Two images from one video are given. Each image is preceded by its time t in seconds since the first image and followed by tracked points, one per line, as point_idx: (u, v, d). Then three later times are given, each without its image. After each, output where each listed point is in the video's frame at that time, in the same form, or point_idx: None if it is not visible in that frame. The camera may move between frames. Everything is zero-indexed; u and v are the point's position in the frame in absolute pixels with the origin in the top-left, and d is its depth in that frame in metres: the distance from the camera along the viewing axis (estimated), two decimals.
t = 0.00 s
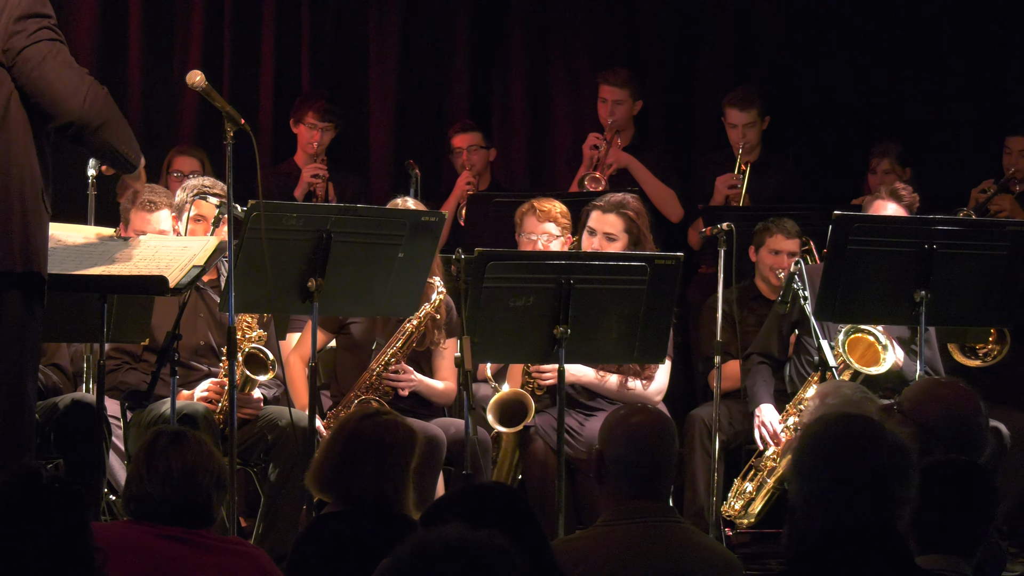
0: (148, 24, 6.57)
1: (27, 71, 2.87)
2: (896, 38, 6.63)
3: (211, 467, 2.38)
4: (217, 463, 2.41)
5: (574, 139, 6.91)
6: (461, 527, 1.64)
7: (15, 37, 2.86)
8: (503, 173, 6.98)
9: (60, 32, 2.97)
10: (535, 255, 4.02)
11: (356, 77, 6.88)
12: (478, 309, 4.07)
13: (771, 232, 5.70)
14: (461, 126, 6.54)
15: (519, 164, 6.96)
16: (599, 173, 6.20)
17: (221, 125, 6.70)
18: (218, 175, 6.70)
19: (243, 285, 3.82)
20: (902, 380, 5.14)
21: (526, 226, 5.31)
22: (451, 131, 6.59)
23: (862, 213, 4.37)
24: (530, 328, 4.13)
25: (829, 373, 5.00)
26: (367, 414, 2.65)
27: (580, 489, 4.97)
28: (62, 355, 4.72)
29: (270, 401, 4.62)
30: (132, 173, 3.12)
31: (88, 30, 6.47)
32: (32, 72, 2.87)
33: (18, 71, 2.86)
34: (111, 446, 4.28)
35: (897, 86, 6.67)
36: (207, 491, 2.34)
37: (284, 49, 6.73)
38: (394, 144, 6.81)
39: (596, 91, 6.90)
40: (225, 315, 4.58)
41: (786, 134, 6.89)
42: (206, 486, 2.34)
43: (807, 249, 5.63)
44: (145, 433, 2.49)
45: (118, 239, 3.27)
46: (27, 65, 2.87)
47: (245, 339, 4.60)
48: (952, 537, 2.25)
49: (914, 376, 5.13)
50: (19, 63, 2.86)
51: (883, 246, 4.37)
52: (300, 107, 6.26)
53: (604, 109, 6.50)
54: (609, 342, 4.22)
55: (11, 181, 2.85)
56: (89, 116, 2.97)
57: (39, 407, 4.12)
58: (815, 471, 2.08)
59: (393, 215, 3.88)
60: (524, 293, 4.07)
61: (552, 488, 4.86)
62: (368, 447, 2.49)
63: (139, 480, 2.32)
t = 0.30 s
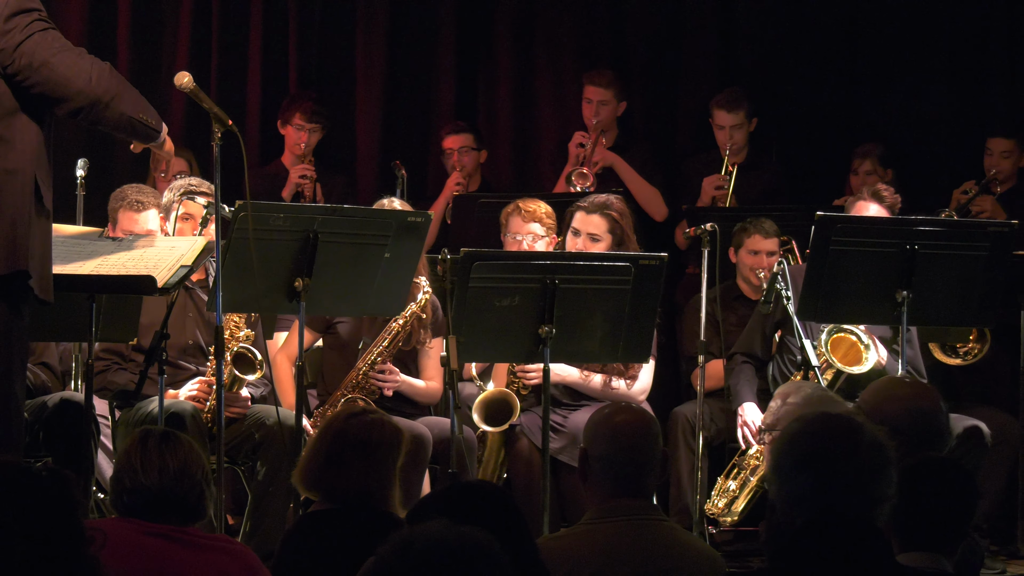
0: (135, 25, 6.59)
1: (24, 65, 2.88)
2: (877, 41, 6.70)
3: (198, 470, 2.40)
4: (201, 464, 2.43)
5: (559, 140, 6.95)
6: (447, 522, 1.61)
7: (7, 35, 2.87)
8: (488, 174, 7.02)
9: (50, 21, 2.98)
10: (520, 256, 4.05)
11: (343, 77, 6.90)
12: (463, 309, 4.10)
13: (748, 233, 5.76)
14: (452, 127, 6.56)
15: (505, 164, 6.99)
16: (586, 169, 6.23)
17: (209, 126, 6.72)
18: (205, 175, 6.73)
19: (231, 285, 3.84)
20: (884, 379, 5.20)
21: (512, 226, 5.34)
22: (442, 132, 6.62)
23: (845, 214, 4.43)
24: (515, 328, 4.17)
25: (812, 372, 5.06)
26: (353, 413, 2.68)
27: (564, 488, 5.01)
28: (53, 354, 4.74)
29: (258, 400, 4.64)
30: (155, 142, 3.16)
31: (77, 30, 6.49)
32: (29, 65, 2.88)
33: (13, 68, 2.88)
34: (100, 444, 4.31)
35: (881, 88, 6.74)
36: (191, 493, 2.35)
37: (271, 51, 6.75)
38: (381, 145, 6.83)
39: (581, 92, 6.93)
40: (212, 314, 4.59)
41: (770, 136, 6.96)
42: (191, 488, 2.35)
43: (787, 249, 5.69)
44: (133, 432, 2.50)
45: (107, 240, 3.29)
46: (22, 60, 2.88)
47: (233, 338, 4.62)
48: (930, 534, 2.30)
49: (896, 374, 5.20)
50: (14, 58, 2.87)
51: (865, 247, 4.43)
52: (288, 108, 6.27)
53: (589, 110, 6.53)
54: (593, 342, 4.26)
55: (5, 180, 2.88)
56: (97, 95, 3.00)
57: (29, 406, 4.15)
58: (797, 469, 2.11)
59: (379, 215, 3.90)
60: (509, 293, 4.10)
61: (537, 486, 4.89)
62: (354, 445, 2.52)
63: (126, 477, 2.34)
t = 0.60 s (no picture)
0: (121, 25, 6.59)
1: (12, 69, 2.90)
2: (858, 43, 6.77)
3: (183, 469, 2.42)
4: (184, 462, 2.44)
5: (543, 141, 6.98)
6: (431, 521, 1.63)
7: None
8: (471, 175, 7.05)
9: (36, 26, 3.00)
10: (503, 256, 4.08)
11: (327, 78, 6.91)
12: (446, 309, 4.13)
13: (729, 233, 5.81)
14: (438, 128, 6.58)
15: (489, 165, 7.01)
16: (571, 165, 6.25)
17: (194, 126, 6.73)
18: (190, 175, 6.73)
19: (216, 285, 3.85)
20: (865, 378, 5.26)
21: (495, 226, 5.37)
22: (428, 132, 6.64)
23: (826, 214, 4.48)
24: (498, 328, 4.20)
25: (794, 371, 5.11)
26: (338, 411, 2.70)
27: (547, 486, 5.04)
28: (39, 353, 4.75)
29: (243, 399, 4.65)
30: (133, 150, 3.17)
31: (62, 30, 6.48)
32: (17, 69, 2.90)
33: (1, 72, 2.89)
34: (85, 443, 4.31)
35: (862, 90, 6.80)
36: (177, 492, 2.37)
37: (256, 51, 6.76)
38: (365, 145, 6.85)
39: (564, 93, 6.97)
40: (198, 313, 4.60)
41: (752, 137, 7.01)
42: (176, 487, 2.37)
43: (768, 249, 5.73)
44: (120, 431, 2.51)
45: (93, 240, 3.32)
46: (10, 64, 2.90)
47: (218, 338, 4.63)
48: (912, 534, 2.31)
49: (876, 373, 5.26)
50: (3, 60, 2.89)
51: (845, 247, 4.48)
52: (274, 109, 6.28)
53: (571, 111, 6.57)
54: (576, 341, 4.29)
55: None
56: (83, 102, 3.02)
57: (15, 405, 4.16)
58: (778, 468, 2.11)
59: (363, 215, 3.92)
60: (493, 293, 4.13)
61: (520, 484, 4.93)
62: (339, 444, 2.54)
63: (113, 476, 2.36)
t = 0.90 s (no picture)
0: (105, 26, 6.60)
1: None
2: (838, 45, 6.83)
3: (166, 467, 2.43)
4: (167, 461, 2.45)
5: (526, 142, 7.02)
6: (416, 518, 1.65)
7: None
8: (455, 175, 7.07)
9: None
10: (486, 256, 4.11)
11: (311, 78, 6.93)
12: (430, 308, 4.15)
13: (712, 233, 5.85)
14: (418, 127, 6.60)
15: (472, 165, 7.04)
16: (552, 164, 6.29)
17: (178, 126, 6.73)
18: (175, 176, 6.73)
19: (201, 285, 3.87)
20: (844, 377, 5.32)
21: (478, 226, 5.39)
22: (408, 132, 6.66)
23: (806, 214, 4.53)
24: (481, 327, 4.23)
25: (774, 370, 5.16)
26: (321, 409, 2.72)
27: (530, 485, 5.07)
28: (24, 352, 4.74)
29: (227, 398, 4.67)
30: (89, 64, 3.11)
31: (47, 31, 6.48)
32: None
33: None
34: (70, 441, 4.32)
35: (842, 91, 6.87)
36: (161, 490, 2.39)
37: (241, 51, 6.77)
38: (349, 145, 6.86)
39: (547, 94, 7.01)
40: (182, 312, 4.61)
41: (733, 138, 7.07)
42: (160, 484, 2.38)
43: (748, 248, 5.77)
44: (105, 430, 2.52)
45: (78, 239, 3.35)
46: None
47: (202, 336, 4.65)
48: (891, 532, 2.36)
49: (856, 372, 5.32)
50: None
51: (824, 246, 4.54)
52: (260, 109, 6.29)
53: (554, 112, 6.59)
54: (558, 340, 4.32)
55: None
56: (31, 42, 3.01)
57: None
58: (759, 466, 2.10)
59: (347, 215, 3.94)
60: (476, 292, 4.16)
61: (503, 482, 4.96)
62: (323, 442, 2.56)
63: (99, 474, 2.37)
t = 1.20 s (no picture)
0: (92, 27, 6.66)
1: None
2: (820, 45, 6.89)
3: (154, 464, 2.45)
4: (154, 459, 2.47)
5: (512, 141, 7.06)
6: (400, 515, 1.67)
7: None
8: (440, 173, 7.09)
9: None
10: (470, 255, 4.15)
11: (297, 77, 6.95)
12: (415, 307, 4.18)
13: (696, 232, 5.90)
14: (401, 125, 6.62)
15: (457, 164, 7.07)
16: (537, 167, 6.30)
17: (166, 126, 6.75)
18: (163, 175, 6.75)
19: (188, 283, 3.88)
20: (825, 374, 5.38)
21: (463, 225, 5.42)
22: (390, 130, 6.68)
23: (788, 214, 4.58)
24: (466, 325, 4.25)
25: (756, 367, 5.21)
26: (307, 407, 2.75)
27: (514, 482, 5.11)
28: (12, 350, 4.75)
29: (214, 395, 4.68)
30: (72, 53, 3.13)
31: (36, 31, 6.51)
32: None
33: None
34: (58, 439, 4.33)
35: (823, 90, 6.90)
36: (148, 486, 2.41)
37: (228, 51, 6.79)
38: (334, 144, 6.88)
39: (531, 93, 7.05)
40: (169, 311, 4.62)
41: (717, 138, 7.13)
42: (147, 481, 2.41)
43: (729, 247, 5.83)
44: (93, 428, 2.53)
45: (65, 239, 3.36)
46: None
47: (189, 335, 4.66)
48: (870, 527, 2.40)
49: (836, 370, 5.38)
50: None
51: (805, 246, 4.59)
52: (247, 109, 6.30)
53: (536, 109, 6.63)
54: (542, 338, 4.35)
55: None
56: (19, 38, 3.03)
57: None
58: (738, 463, 2.12)
59: (333, 215, 3.97)
60: (460, 291, 4.19)
61: (487, 479, 5.00)
62: (309, 439, 2.59)
63: (88, 471, 2.39)
